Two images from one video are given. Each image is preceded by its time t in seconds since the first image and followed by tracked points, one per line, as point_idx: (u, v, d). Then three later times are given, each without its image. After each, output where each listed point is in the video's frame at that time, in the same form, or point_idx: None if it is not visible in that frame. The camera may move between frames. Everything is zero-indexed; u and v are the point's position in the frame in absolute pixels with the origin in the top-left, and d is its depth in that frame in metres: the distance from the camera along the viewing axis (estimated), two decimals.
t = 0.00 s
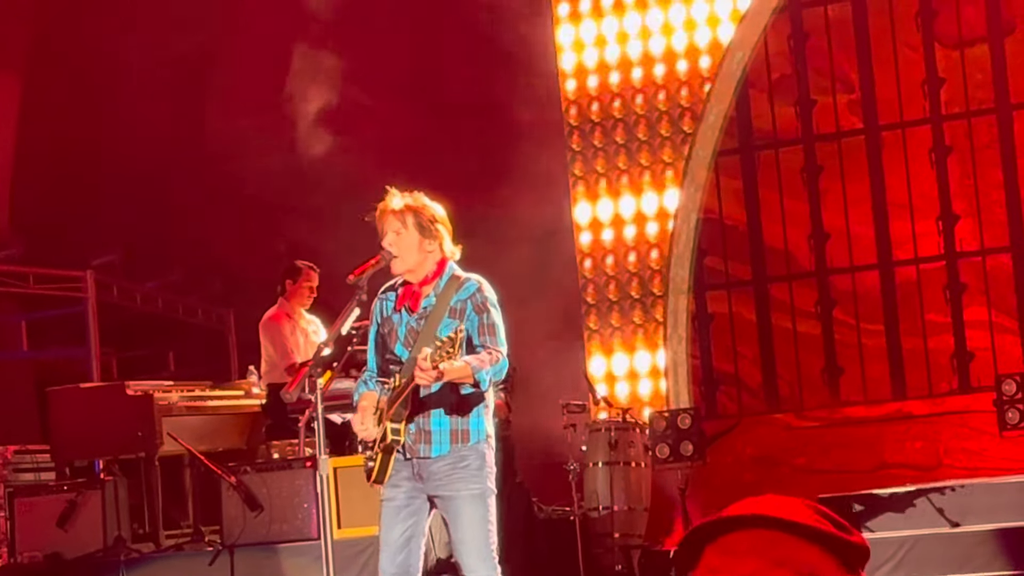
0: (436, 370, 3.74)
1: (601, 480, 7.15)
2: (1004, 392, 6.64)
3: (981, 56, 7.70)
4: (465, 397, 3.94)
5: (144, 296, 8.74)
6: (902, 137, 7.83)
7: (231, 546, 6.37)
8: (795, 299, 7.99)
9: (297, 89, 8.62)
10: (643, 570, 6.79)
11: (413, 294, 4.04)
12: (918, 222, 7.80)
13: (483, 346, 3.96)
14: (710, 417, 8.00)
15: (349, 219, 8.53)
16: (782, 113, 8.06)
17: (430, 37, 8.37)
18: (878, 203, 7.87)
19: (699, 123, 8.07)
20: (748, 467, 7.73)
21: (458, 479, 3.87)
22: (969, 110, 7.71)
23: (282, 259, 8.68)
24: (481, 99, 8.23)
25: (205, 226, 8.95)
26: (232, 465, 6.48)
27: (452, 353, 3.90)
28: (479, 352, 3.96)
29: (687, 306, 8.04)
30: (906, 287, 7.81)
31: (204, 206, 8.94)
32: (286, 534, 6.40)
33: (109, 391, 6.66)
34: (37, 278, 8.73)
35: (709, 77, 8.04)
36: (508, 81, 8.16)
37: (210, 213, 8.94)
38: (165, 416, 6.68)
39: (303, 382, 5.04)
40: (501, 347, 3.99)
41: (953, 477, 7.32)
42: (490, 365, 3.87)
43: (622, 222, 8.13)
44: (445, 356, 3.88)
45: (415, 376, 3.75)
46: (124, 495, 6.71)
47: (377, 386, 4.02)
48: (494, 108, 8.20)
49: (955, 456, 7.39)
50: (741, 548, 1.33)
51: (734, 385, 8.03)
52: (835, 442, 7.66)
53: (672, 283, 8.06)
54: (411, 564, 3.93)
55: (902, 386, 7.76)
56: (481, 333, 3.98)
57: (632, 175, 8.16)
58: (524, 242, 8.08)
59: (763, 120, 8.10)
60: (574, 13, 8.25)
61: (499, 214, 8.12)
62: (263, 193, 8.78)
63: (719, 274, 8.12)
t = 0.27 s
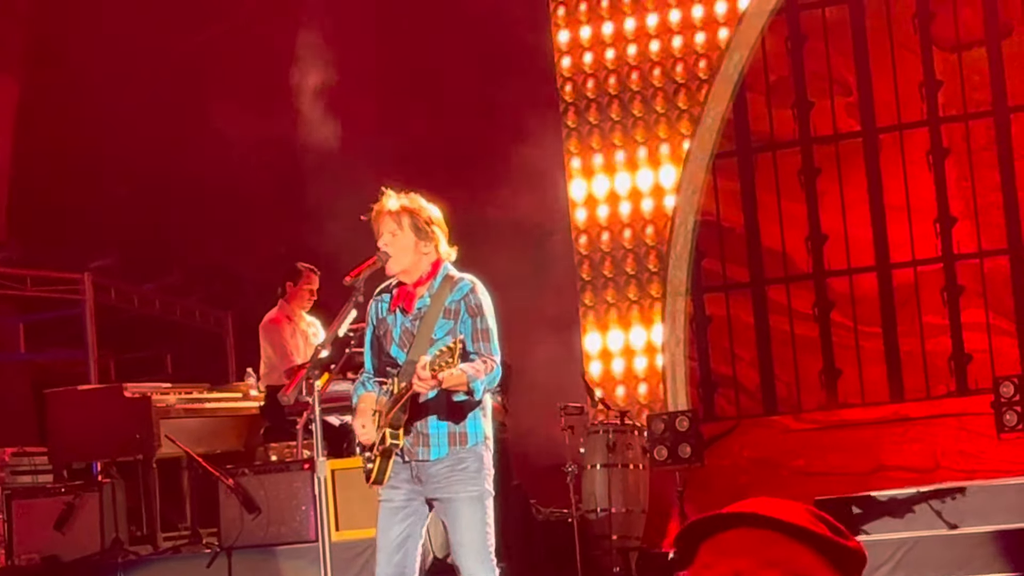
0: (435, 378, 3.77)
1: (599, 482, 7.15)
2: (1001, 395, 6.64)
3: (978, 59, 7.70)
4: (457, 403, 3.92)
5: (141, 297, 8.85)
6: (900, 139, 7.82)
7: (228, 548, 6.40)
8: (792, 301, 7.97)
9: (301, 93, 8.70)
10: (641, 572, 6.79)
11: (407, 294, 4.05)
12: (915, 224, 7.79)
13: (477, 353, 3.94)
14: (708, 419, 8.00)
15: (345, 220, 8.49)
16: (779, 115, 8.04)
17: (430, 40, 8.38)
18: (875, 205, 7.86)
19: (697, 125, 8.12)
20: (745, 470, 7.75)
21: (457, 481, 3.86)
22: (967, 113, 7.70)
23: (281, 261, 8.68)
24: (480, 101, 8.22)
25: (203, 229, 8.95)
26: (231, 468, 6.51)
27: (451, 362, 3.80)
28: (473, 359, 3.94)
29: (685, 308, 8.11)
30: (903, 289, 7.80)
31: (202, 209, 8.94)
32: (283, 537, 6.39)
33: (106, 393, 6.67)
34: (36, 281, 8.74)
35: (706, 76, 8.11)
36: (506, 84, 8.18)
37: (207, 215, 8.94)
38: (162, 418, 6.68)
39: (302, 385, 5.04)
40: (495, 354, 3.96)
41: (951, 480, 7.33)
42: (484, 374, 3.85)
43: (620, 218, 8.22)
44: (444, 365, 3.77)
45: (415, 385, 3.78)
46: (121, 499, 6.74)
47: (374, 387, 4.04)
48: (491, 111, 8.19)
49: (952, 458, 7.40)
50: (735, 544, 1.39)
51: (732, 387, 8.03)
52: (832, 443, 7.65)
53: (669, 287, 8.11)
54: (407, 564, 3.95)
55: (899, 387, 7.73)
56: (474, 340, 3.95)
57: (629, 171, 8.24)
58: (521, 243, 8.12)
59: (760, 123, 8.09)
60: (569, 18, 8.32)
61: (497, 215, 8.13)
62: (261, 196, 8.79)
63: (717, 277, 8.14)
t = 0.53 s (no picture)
0: (422, 373, 3.74)
1: (596, 484, 7.16)
2: (998, 397, 6.64)
3: (974, 61, 7.72)
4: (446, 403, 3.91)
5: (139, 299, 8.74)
6: (897, 141, 7.82)
7: (225, 550, 6.35)
8: (789, 304, 7.95)
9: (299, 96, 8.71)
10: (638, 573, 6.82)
11: (403, 293, 4.06)
12: (912, 225, 7.80)
13: (468, 356, 3.94)
14: (704, 422, 7.98)
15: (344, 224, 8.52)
16: (777, 117, 8.02)
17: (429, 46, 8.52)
18: (872, 207, 7.86)
19: (693, 127, 8.11)
20: (740, 471, 7.78)
21: (449, 483, 3.86)
22: (963, 114, 7.71)
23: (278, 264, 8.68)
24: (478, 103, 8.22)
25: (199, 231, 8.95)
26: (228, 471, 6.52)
27: (438, 356, 3.88)
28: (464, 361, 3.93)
29: (682, 310, 8.09)
30: (900, 291, 7.78)
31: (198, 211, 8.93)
32: (280, 539, 6.39)
33: (102, 395, 6.67)
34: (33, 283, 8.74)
35: (701, 77, 8.11)
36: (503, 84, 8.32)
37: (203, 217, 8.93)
38: (159, 420, 6.71)
39: (298, 388, 5.04)
40: (486, 356, 3.95)
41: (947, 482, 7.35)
42: (473, 374, 3.84)
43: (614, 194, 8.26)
44: (432, 357, 3.86)
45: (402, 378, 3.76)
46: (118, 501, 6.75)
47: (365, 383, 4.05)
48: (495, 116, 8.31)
49: (948, 459, 7.43)
50: (730, 549, 1.28)
51: (728, 390, 7.99)
52: (829, 446, 7.66)
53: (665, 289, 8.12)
54: (405, 565, 3.95)
55: (896, 388, 7.72)
56: (466, 342, 3.95)
57: (624, 153, 8.24)
58: (521, 249, 8.25)
59: (757, 125, 8.06)
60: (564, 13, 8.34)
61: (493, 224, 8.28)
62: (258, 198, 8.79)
63: (713, 279, 8.11)
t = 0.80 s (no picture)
0: (419, 375, 3.72)
1: (592, 486, 7.14)
2: (995, 399, 6.64)
3: (970, 63, 7.75)
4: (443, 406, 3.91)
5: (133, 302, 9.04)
6: (893, 143, 7.84)
7: (222, 553, 6.35)
8: (785, 305, 7.99)
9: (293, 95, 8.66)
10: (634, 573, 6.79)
11: (398, 293, 4.05)
12: (908, 227, 7.82)
13: (464, 358, 3.93)
14: (701, 423, 7.95)
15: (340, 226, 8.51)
16: (773, 117, 8.07)
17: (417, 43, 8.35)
18: (868, 209, 7.87)
19: (690, 130, 8.05)
20: (737, 472, 7.75)
21: (445, 486, 3.86)
22: (960, 116, 7.74)
23: (274, 265, 8.66)
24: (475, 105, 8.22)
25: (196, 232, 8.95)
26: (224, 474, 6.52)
27: (434, 357, 3.86)
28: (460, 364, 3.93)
29: (679, 313, 8.01)
30: (897, 293, 7.82)
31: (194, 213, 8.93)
32: (277, 541, 6.38)
33: (99, 398, 6.66)
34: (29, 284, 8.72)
35: (700, 79, 8.04)
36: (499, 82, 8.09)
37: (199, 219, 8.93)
38: (156, 423, 6.70)
39: (294, 389, 5.04)
40: (482, 360, 3.95)
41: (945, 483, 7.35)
42: (467, 378, 3.83)
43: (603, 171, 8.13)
44: (427, 359, 3.83)
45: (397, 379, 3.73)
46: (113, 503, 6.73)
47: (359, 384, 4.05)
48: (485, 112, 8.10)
49: (945, 461, 7.43)
50: (732, 551, 1.23)
51: (725, 392, 7.99)
52: (826, 447, 7.64)
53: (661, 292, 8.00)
54: (406, 569, 3.95)
55: (892, 390, 7.78)
56: (461, 345, 3.95)
57: (618, 129, 8.12)
58: (514, 250, 8.02)
59: (753, 125, 8.10)
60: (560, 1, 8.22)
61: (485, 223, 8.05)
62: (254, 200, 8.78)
63: (710, 280, 8.11)
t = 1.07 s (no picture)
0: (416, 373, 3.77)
1: (590, 487, 7.14)
2: (992, 399, 6.65)
3: (969, 63, 7.74)
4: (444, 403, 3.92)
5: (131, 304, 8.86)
6: (892, 144, 7.83)
7: (220, 553, 6.38)
8: (783, 306, 7.96)
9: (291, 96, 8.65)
10: None
11: (397, 295, 4.04)
12: (907, 228, 7.83)
13: (464, 355, 3.94)
14: (699, 424, 7.93)
15: (338, 226, 8.51)
16: (772, 119, 8.05)
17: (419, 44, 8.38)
18: (867, 209, 7.87)
19: (688, 130, 8.07)
20: (735, 473, 7.75)
21: (443, 487, 3.86)
22: (959, 117, 7.73)
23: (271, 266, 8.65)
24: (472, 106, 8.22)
25: (193, 233, 8.94)
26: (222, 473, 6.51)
27: (431, 358, 3.88)
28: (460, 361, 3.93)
29: (677, 314, 8.05)
30: (895, 294, 7.82)
31: (192, 214, 8.93)
32: (275, 542, 6.38)
33: (98, 398, 6.65)
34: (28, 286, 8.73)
35: (699, 84, 8.07)
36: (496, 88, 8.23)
37: (197, 220, 8.93)
38: (154, 423, 6.73)
39: (293, 390, 5.06)
40: (483, 356, 3.96)
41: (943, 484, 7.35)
42: (472, 373, 3.85)
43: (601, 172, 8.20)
44: (424, 360, 3.85)
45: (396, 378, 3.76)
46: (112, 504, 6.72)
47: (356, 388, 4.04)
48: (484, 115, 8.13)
49: (943, 462, 7.43)
50: (721, 554, 1.34)
51: (723, 393, 7.97)
52: (824, 448, 7.65)
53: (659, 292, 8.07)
54: (396, 567, 3.97)
55: (891, 391, 7.77)
56: (461, 341, 3.96)
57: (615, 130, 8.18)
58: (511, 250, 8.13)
59: (751, 126, 8.08)
60: None
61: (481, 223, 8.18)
62: (252, 201, 8.78)
63: (708, 281, 8.07)
